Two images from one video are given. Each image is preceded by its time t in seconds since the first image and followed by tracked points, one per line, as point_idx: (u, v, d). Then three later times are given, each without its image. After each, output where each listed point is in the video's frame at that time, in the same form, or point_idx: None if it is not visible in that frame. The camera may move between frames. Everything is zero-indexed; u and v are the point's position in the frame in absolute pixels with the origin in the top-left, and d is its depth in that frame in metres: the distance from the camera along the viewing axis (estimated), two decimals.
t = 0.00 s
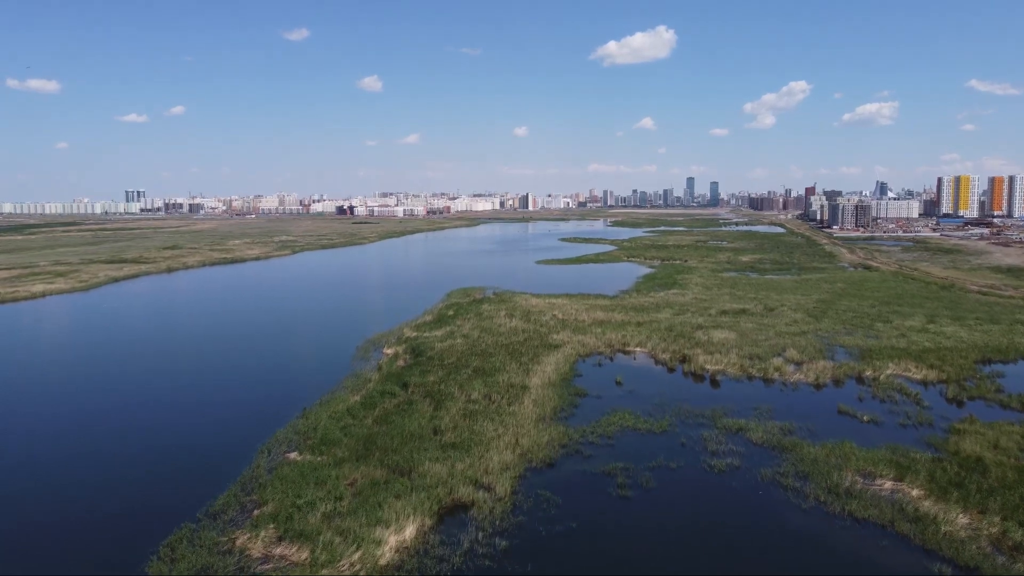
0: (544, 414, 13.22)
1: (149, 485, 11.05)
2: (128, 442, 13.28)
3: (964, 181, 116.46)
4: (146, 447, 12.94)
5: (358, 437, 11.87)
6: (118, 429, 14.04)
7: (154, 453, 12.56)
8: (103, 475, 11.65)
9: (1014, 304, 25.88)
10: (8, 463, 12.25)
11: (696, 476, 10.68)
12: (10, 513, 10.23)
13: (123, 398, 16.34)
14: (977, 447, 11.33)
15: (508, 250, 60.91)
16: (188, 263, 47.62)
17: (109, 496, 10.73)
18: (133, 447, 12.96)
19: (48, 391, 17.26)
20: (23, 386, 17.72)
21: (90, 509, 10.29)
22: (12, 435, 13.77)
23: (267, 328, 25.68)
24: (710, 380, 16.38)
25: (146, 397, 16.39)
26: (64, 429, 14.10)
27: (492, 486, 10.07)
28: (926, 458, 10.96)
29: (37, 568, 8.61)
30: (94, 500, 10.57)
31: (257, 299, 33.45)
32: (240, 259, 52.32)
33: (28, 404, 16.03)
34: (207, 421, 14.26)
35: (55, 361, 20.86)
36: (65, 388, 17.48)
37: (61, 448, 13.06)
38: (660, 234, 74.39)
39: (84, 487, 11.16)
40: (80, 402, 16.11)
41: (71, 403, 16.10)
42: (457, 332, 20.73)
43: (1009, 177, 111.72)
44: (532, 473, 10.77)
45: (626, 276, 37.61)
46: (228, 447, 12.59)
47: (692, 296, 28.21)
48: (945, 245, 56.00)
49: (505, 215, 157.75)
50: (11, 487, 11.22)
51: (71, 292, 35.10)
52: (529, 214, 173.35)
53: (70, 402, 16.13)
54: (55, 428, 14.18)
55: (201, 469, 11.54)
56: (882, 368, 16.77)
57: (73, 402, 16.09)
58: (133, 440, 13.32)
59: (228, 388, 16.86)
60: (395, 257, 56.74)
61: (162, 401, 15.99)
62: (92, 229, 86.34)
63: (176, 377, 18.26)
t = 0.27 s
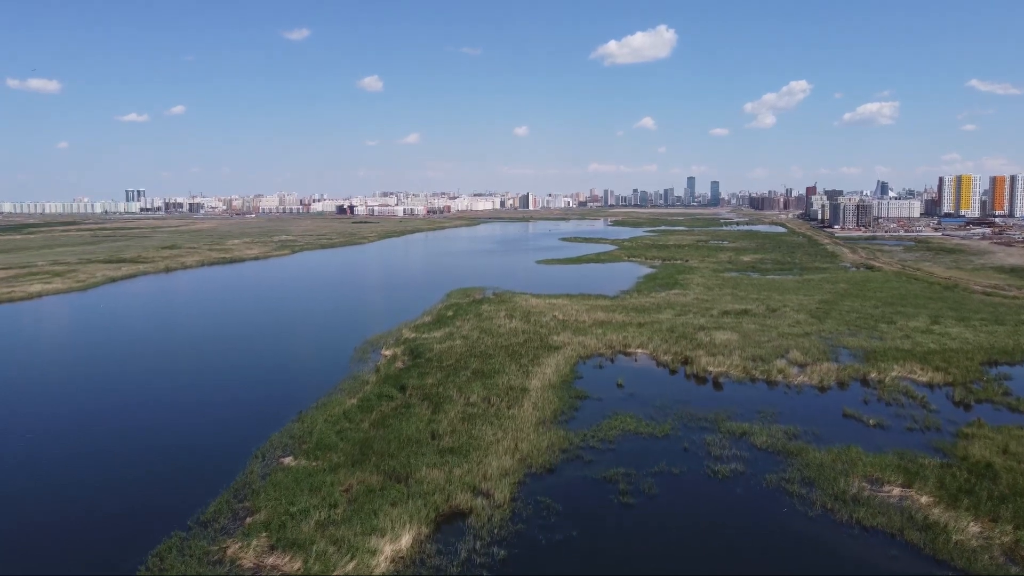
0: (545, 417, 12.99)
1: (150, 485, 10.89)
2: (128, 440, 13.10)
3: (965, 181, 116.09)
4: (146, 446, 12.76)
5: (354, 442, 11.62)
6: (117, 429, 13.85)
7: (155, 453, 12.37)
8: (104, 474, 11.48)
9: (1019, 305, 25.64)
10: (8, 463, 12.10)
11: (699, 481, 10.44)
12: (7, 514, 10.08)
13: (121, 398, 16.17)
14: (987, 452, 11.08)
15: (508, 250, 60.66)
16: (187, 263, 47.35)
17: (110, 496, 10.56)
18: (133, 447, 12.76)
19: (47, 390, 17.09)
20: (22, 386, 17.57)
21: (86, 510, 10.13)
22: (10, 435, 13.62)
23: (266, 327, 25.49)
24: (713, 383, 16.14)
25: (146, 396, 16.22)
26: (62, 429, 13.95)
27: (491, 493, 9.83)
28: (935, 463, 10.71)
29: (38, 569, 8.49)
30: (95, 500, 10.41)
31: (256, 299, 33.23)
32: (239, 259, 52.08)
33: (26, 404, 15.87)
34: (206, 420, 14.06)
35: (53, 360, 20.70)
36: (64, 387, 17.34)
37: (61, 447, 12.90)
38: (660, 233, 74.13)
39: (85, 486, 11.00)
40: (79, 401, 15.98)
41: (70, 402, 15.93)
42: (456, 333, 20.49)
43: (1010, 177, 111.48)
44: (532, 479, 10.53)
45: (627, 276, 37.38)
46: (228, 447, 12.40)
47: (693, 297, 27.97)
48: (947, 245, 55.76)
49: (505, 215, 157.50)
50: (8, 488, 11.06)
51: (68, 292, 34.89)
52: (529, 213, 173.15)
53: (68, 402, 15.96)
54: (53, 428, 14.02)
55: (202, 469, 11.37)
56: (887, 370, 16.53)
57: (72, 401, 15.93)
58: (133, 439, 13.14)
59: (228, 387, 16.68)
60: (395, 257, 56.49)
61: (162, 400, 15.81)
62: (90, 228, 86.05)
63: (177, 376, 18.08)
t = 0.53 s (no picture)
0: (545, 416, 12.76)
1: (150, 483, 10.68)
2: (127, 438, 12.88)
3: (967, 176, 115.67)
4: (145, 442, 12.54)
5: (350, 442, 11.40)
6: (115, 426, 13.62)
7: (155, 449, 12.15)
8: (102, 472, 11.25)
9: None
10: (4, 459, 11.94)
11: (702, 483, 10.22)
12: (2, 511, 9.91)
13: (120, 394, 15.97)
14: (996, 452, 10.85)
15: (509, 245, 60.36)
16: (185, 259, 47.08)
17: (110, 494, 10.33)
18: (133, 443, 12.54)
19: (45, 387, 16.92)
20: (20, 382, 17.40)
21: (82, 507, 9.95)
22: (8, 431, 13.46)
23: (266, 323, 25.28)
24: (715, 381, 15.91)
25: (146, 393, 16.00)
26: (60, 425, 13.78)
27: (490, 495, 9.61)
28: (943, 464, 10.47)
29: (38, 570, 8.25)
30: (95, 499, 10.19)
31: (255, 295, 33.02)
32: (238, 255, 51.82)
33: (24, 400, 15.69)
34: (205, 417, 13.85)
35: (51, 357, 20.52)
36: (62, 383, 17.17)
37: (60, 444, 12.67)
38: (661, 229, 73.83)
39: (83, 484, 10.77)
40: (77, 397, 15.81)
41: (68, 399, 15.75)
42: (455, 331, 20.25)
43: (1012, 172, 111.01)
44: (531, 481, 10.31)
45: (628, 272, 37.11)
46: (228, 444, 12.20)
47: (695, 293, 27.70)
48: (949, 241, 55.46)
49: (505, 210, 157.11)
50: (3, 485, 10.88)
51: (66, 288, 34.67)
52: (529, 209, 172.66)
53: (66, 398, 15.78)
54: (50, 424, 13.84)
55: (201, 466, 11.19)
56: (893, 368, 16.29)
57: (70, 398, 15.74)
58: (132, 436, 12.93)
59: (227, 384, 16.48)
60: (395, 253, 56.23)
61: (160, 397, 15.58)
62: (89, 223, 85.70)
63: (176, 373, 17.85)
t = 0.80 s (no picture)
0: (545, 414, 12.54)
1: (147, 476, 10.52)
2: (124, 431, 12.70)
3: (969, 168, 115.03)
4: (141, 436, 12.36)
5: (346, 440, 11.18)
6: (112, 419, 13.44)
7: (152, 443, 11.98)
8: (99, 465, 11.07)
9: None
10: None
11: (705, 483, 10.00)
12: None
13: (117, 387, 15.79)
14: (1006, 451, 10.61)
15: (509, 239, 60.04)
16: (184, 252, 46.82)
17: (104, 487, 10.17)
18: (130, 437, 12.36)
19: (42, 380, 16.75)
20: (17, 375, 17.23)
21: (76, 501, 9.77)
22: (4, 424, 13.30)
23: (265, 316, 25.07)
24: (718, 377, 15.68)
25: (143, 386, 15.83)
26: (56, 418, 13.61)
27: (488, 495, 9.41)
28: (952, 464, 10.24)
29: (33, 568, 8.05)
30: (91, 492, 10.03)
31: (254, 288, 32.79)
32: (237, 248, 51.58)
33: (21, 393, 15.53)
34: (202, 411, 13.66)
35: (49, 350, 20.34)
36: (59, 376, 17.02)
37: (56, 437, 12.49)
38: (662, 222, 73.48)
39: (79, 478, 10.59)
40: (74, 390, 15.65)
41: (65, 392, 15.59)
42: (454, 325, 20.00)
43: (1014, 165, 110.45)
44: (530, 481, 10.09)
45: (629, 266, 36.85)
46: (226, 438, 12.03)
47: (697, 287, 27.44)
48: (952, 234, 55.10)
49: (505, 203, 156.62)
50: None
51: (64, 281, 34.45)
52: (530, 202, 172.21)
53: (63, 391, 15.62)
54: (46, 417, 13.68)
55: (197, 460, 11.01)
56: (898, 363, 16.05)
57: (67, 391, 15.57)
58: (129, 430, 12.75)
59: (225, 377, 16.29)
60: (394, 246, 55.93)
61: (158, 390, 15.39)
62: (88, 216, 85.42)
63: (174, 366, 17.68)
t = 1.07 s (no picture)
0: (545, 412, 12.32)
1: (143, 472, 10.36)
2: (121, 426, 12.54)
3: (971, 161, 114.45)
4: (137, 431, 12.19)
5: (341, 440, 10.95)
6: (108, 414, 13.27)
7: (149, 437, 11.80)
8: (94, 461, 10.90)
9: None
10: None
11: (708, 484, 9.78)
12: None
13: (114, 382, 15.61)
14: (1015, 451, 10.39)
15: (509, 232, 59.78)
16: (182, 246, 46.57)
17: (100, 482, 10.01)
18: (127, 431, 12.20)
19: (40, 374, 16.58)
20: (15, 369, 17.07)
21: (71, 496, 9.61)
22: None
23: (264, 311, 24.87)
24: (720, 374, 15.45)
25: (140, 380, 15.67)
26: (53, 412, 13.45)
27: (487, 496, 9.19)
28: (961, 464, 10.01)
29: (23, 567, 7.88)
30: (85, 488, 9.86)
31: (253, 282, 32.58)
32: (236, 242, 51.32)
33: (18, 387, 15.36)
34: (199, 406, 13.49)
35: (47, 344, 20.18)
36: (56, 370, 16.88)
37: (51, 432, 12.33)
38: (663, 216, 73.12)
39: (74, 473, 10.42)
40: (71, 384, 15.48)
41: (62, 386, 15.41)
42: (453, 321, 19.76)
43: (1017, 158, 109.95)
44: (530, 481, 9.87)
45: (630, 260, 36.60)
46: (224, 433, 11.85)
47: (699, 282, 27.20)
48: (954, 228, 54.82)
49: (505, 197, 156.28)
50: None
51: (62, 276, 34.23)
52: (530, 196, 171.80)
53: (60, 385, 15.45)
54: (43, 411, 13.52)
55: (194, 455, 10.85)
56: (903, 360, 15.82)
57: (64, 385, 15.39)
58: (125, 425, 12.58)
59: (224, 371, 16.11)
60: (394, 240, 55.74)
61: (156, 384, 15.21)
62: (86, 210, 85.06)
63: (172, 360, 17.51)
